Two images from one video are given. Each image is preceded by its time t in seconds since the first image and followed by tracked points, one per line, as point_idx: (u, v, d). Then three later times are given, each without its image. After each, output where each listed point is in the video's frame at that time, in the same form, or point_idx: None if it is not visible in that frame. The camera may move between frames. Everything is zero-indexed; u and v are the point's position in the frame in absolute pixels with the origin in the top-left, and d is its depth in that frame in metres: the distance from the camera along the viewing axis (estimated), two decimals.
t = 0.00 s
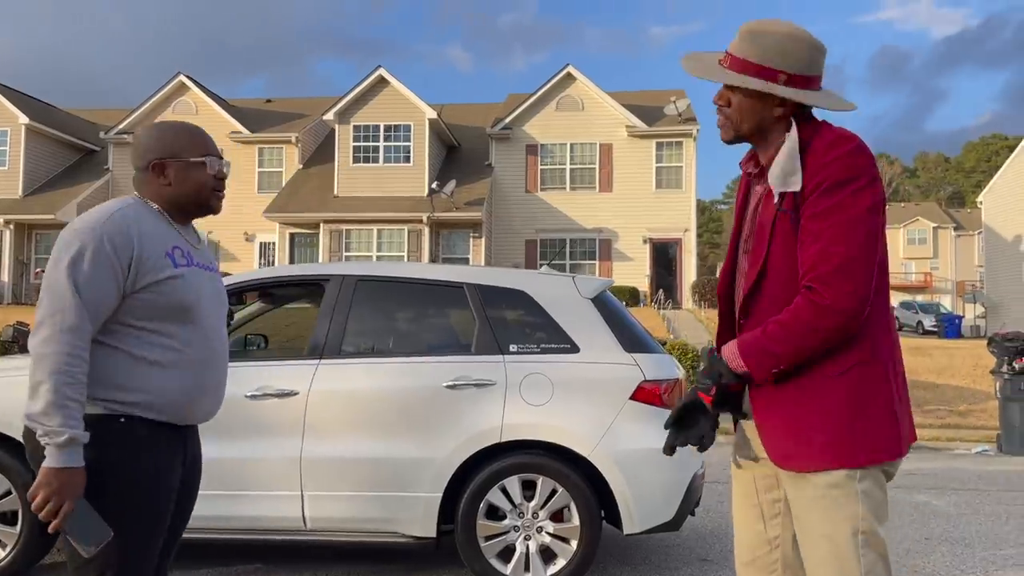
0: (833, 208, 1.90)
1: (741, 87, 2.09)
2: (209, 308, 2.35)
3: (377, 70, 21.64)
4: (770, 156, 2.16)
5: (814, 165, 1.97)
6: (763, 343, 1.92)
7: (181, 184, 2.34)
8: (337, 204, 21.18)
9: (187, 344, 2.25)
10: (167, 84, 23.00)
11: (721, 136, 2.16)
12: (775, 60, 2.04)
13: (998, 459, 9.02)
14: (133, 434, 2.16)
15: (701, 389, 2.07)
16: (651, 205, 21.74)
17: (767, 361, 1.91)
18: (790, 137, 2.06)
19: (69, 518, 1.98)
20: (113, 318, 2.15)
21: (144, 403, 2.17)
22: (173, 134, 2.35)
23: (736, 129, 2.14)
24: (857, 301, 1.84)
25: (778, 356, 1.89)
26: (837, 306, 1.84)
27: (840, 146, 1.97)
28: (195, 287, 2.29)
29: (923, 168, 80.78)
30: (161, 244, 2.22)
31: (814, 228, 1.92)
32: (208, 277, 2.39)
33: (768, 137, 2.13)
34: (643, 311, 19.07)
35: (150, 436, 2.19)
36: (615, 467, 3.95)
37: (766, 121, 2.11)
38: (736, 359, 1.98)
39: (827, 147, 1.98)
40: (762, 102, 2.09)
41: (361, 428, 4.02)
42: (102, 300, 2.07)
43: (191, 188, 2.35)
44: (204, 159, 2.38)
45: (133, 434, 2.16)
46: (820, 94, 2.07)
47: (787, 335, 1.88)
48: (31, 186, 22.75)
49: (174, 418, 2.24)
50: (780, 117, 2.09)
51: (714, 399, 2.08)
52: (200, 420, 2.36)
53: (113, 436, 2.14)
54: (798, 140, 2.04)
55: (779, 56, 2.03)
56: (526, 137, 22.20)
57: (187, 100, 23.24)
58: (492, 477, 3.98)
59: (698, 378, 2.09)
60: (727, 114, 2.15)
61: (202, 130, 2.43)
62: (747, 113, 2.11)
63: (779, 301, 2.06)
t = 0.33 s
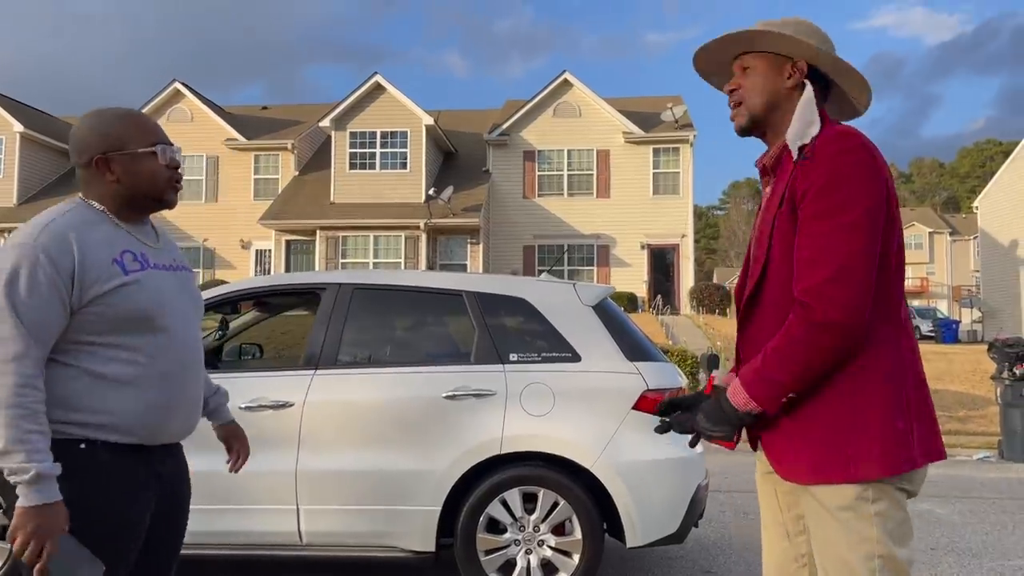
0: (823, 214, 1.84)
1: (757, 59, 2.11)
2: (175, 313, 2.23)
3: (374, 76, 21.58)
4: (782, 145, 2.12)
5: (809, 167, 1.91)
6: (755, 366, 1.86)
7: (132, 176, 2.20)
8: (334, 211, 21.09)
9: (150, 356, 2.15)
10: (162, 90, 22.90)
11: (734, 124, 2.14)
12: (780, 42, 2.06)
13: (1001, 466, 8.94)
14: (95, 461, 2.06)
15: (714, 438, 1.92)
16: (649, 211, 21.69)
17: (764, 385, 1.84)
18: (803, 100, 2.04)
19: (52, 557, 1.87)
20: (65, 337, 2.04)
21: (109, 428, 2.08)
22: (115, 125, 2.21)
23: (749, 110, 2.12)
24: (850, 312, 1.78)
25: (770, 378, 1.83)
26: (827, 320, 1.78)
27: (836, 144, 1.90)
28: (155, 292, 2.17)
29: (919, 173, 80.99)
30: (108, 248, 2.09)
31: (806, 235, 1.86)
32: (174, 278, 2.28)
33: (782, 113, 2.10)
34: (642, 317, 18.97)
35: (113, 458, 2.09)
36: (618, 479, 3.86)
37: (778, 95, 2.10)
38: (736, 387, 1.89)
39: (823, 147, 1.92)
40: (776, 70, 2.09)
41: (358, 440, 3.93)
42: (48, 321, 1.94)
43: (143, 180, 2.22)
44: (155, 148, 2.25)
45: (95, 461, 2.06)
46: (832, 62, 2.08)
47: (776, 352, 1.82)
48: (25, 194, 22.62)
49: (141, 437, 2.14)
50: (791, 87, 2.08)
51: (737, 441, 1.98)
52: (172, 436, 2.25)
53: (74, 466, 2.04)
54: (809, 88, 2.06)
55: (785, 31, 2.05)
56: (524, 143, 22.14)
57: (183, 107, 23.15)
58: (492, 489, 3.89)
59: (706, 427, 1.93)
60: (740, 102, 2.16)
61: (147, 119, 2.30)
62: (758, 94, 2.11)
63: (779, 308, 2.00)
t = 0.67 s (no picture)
0: (876, 219, 1.79)
1: (769, 87, 2.08)
2: (162, 339, 2.15)
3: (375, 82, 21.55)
4: (810, 162, 2.07)
5: (856, 171, 1.86)
6: (813, 384, 1.81)
7: (124, 193, 2.14)
8: (335, 217, 21.02)
9: (133, 383, 2.07)
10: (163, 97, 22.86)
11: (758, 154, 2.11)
12: (787, 69, 2.04)
13: (1012, 475, 8.83)
14: (73, 498, 1.98)
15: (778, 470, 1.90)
16: (651, 216, 21.63)
17: (824, 407, 1.78)
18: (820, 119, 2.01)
19: None
20: (37, 367, 1.95)
21: (85, 463, 2.00)
22: (106, 136, 2.14)
23: (774, 137, 2.08)
24: (911, 320, 1.72)
25: (832, 398, 1.77)
26: (885, 330, 1.72)
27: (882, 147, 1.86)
28: (136, 319, 2.08)
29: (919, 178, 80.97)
30: (84, 271, 2.01)
31: (857, 242, 1.81)
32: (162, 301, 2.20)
33: (803, 133, 2.06)
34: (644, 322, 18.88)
35: (94, 492, 2.01)
36: (631, 494, 3.78)
37: (797, 114, 2.06)
38: (794, 415, 1.84)
39: (868, 151, 1.88)
40: (789, 92, 2.06)
41: (364, 455, 3.85)
42: (14, 353, 1.85)
43: (136, 196, 2.15)
44: (151, 162, 2.19)
45: (73, 498, 1.98)
46: (847, 68, 2.04)
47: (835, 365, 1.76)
48: (26, 202, 22.55)
49: (120, 471, 2.05)
50: (806, 103, 2.04)
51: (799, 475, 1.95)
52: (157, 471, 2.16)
53: (47, 503, 1.96)
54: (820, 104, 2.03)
55: (794, 53, 2.00)
56: (525, 149, 22.09)
57: (184, 114, 23.12)
58: (503, 504, 3.82)
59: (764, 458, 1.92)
60: (760, 132, 2.12)
61: (143, 130, 2.23)
62: (779, 118, 2.07)
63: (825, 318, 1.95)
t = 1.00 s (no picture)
0: (919, 226, 1.75)
1: (789, 90, 2.05)
2: (171, 345, 2.12)
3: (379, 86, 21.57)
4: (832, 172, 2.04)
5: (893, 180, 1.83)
6: (850, 396, 1.77)
7: (129, 201, 2.12)
8: (340, 221, 21.01)
9: (141, 390, 2.04)
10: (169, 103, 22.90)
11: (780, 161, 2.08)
12: (804, 71, 2.01)
13: None
14: (84, 509, 1.95)
15: (799, 483, 1.86)
16: (657, 219, 21.59)
17: (862, 422, 1.75)
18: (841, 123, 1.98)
19: None
20: (43, 377, 1.93)
21: (96, 475, 1.97)
22: (111, 143, 2.12)
23: (794, 142, 2.05)
24: (956, 332, 1.69)
25: (872, 412, 1.73)
26: (930, 340, 1.69)
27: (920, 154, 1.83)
28: (144, 324, 2.05)
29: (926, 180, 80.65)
30: (90, 278, 1.99)
31: (897, 251, 1.78)
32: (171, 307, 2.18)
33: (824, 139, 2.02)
34: (650, 326, 18.82)
35: (108, 505, 1.98)
36: (642, 503, 3.74)
37: (819, 118, 2.02)
38: (826, 427, 1.81)
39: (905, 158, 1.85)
40: (811, 96, 2.02)
41: (371, 462, 3.82)
42: (13, 362, 1.82)
43: (139, 206, 2.13)
44: (156, 170, 2.17)
45: (83, 510, 1.95)
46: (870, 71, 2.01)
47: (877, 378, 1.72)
48: (33, 207, 22.60)
49: (133, 482, 2.02)
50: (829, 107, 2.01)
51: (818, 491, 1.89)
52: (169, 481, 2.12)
53: (59, 519, 1.93)
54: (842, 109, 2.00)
55: (815, 56, 1.96)
56: (530, 152, 22.06)
57: (190, 119, 23.16)
58: (510, 514, 3.78)
59: (785, 468, 1.89)
60: (780, 135, 2.09)
61: (149, 140, 2.21)
62: (801, 122, 2.04)
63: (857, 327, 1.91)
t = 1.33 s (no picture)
0: (924, 221, 1.71)
1: (794, 78, 2.01)
2: (168, 357, 2.09)
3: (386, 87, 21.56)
4: (836, 171, 1.98)
5: (899, 175, 1.79)
6: (845, 388, 1.73)
7: (130, 207, 2.07)
8: (348, 223, 21.02)
9: (139, 400, 2.01)
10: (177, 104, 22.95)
11: (779, 157, 2.02)
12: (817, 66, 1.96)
13: None
14: (78, 522, 1.92)
15: (775, 470, 1.82)
16: (665, 219, 21.52)
17: (862, 418, 1.69)
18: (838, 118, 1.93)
19: None
20: (43, 385, 1.90)
21: (91, 482, 1.93)
22: (112, 149, 2.08)
23: (792, 138, 2.00)
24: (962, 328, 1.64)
25: (870, 407, 1.68)
26: (932, 334, 1.64)
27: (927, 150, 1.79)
28: (142, 335, 2.02)
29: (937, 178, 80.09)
30: (89, 285, 1.95)
31: (900, 248, 1.74)
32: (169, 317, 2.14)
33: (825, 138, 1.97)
34: (658, 326, 18.76)
35: (101, 515, 1.95)
36: (645, 508, 3.69)
37: (822, 113, 1.97)
38: (813, 415, 1.77)
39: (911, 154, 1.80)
40: (818, 88, 1.98)
41: (373, 466, 3.79)
42: (15, 367, 1.78)
43: (138, 212, 2.08)
44: (158, 177, 2.12)
45: (77, 523, 1.91)
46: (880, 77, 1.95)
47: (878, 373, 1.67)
48: (43, 210, 22.70)
49: (127, 492, 1.99)
50: (831, 105, 1.97)
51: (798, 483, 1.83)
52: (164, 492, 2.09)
53: (53, 527, 1.90)
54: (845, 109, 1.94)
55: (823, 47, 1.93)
56: (538, 153, 22.02)
57: (198, 121, 23.20)
58: (513, 518, 3.75)
59: (767, 457, 1.84)
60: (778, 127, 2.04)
61: (153, 146, 2.17)
62: (801, 118, 1.98)
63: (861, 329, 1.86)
